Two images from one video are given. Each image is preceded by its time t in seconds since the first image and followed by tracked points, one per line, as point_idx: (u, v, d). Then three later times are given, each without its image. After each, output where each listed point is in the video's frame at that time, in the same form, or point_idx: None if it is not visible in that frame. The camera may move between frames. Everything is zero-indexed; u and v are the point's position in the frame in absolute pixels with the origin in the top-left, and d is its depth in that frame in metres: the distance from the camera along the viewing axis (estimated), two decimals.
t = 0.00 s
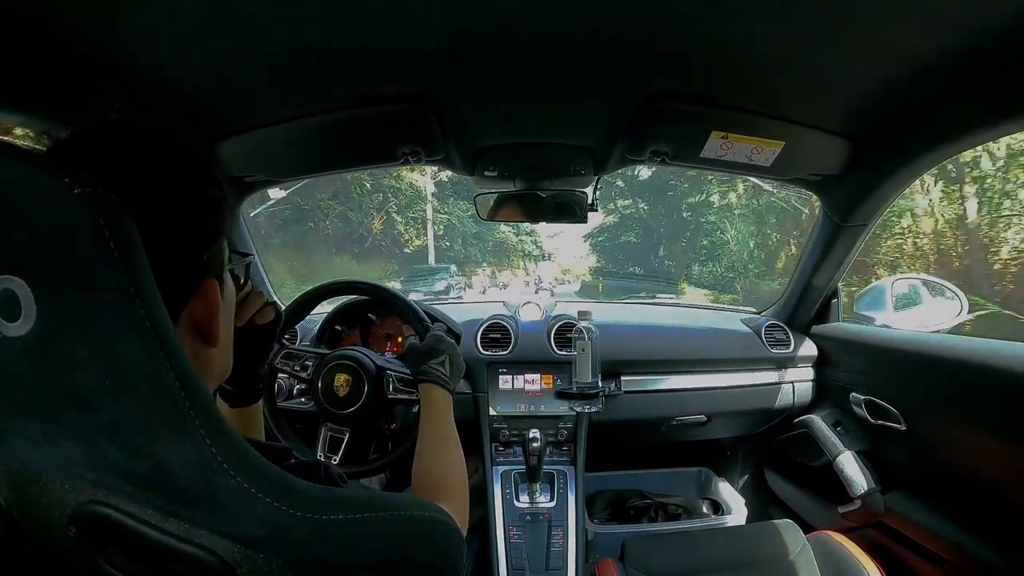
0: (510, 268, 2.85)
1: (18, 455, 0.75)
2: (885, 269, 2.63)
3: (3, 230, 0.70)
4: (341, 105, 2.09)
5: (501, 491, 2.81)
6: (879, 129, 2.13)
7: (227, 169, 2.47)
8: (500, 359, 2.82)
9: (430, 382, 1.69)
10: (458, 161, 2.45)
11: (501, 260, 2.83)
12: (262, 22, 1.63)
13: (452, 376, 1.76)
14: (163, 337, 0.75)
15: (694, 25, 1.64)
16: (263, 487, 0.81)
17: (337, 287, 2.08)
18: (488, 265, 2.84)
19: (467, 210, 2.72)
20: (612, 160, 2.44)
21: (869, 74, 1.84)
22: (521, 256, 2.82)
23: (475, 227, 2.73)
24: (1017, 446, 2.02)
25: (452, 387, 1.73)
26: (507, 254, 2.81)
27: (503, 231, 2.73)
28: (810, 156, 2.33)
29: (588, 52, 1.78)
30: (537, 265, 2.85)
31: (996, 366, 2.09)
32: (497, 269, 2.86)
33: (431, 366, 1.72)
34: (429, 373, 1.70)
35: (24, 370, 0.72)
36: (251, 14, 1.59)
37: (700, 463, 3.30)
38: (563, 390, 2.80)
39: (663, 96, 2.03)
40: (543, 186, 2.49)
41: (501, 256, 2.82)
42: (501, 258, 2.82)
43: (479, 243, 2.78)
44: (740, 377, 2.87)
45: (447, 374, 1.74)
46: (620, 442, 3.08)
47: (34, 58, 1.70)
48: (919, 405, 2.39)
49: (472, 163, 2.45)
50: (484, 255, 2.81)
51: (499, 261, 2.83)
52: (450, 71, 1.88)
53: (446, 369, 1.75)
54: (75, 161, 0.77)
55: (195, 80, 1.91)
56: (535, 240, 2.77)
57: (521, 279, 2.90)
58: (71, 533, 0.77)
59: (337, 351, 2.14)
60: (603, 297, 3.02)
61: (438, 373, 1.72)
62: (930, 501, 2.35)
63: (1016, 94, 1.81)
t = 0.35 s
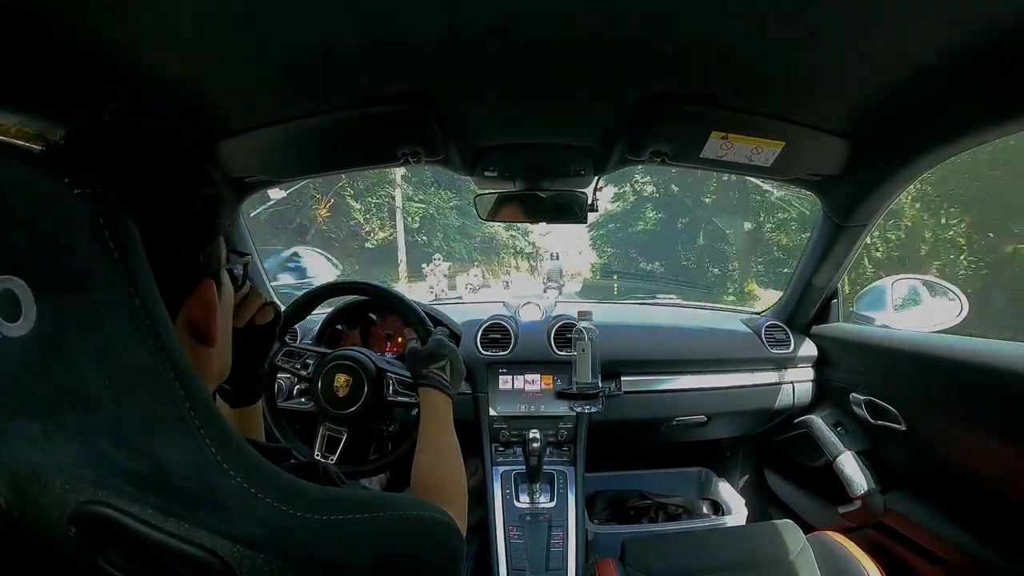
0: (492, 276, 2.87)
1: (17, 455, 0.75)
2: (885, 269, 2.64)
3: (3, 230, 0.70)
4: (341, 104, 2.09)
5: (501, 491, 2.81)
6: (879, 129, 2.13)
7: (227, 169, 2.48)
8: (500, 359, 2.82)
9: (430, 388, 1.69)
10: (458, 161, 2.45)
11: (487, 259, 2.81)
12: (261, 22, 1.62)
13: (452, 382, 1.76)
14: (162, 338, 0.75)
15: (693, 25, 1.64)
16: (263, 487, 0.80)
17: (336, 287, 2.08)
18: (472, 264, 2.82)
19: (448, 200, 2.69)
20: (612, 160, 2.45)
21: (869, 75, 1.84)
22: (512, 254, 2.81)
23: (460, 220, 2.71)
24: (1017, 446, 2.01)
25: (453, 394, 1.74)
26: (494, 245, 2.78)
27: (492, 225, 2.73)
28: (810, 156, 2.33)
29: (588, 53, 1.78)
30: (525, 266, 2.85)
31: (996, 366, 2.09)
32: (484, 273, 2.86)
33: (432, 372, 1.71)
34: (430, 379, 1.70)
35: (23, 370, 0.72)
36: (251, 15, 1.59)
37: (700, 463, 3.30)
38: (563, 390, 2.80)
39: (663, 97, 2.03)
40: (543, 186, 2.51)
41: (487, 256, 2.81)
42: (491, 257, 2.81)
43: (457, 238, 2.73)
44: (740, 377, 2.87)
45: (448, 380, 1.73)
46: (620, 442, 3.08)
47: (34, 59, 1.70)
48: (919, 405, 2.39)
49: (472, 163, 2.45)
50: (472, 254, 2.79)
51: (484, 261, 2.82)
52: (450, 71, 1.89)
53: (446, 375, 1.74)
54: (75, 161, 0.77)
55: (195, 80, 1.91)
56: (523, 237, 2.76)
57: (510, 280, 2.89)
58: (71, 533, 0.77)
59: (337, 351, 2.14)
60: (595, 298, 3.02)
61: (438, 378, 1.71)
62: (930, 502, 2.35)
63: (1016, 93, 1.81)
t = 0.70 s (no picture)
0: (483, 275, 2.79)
1: (18, 454, 0.75)
2: (884, 269, 2.64)
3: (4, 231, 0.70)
4: (341, 105, 2.09)
5: (501, 491, 2.81)
6: (879, 129, 2.13)
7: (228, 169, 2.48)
8: (500, 359, 2.82)
9: (431, 382, 1.69)
10: (458, 161, 2.45)
11: (473, 256, 2.74)
12: (261, 23, 1.63)
13: (453, 375, 1.78)
14: (162, 338, 0.75)
15: (693, 25, 1.64)
16: (263, 487, 0.80)
17: (335, 288, 2.08)
18: (455, 265, 2.73)
19: (425, 187, 2.68)
20: (612, 160, 2.45)
21: (869, 75, 1.84)
22: (500, 251, 2.78)
23: (437, 208, 2.66)
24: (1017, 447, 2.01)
25: (453, 387, 1.74)
26: (477, 237, 2.74)
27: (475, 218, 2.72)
28: (809, 156, 2.33)
29: (588, 53, 1.78)
30: (513, 263, 2.80)
31: (996, 366, 2.09)
32: (471, 270, 2.76)
33: (431, 367, 1.72)
34: (431, 373, 1.71)
35: (23, 371, 0.72)
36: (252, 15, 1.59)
37: (700, 463, 3.30)
38: (563, 390, 2.80)
39: (663, 97, 2.03)
40: (543, 186, 2.51)
41: (472, 253, 2.74)
42: (478, 254, 2.75)
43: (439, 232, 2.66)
44: (740, 377, 2.87)
45: (449, 374, 1.74)
46: (620, 442, 3.08)
47: (34, 59, 1.70)
48: (919, 406, 2.39)
49: (472, 163, 2.45)
50: (455, 253, 2.70)
51: (468, 258, 2.73)
52: (450, 72, 1.89)
53: (446, 368, 1.76)
54: (75, 162, 0.77)
55: (196, 80, 1.92)
56: (508, 230, 2.76)
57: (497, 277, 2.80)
58: (71, 532, 0.77)
59: (336, 351, 2.14)
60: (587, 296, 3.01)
61: (439, 372, 1.72)
62: (930, 502, 2.35)
63: (1016, 93, 1.81)
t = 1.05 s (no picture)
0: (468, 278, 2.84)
1: (18, 455, 0.75)
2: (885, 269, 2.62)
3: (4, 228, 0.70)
4: (341, 105, 2.09)
5: (501, 492, 2.81)
6: (879, 129, 2.13)
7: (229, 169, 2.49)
8: (500, 360, 2.82)
9: (432, 381, 1.68)
10: (459, 162, 2.46)
11: (456, 256, 2.76)
12: (261, 23, 1.63)
13: (453, 374, 1.77)
14: (162, 337, 0.75)
15: (693, 25, 1.64)
16: (262, 487, 0.80)
17: (335, 288, 2.08)
18: (437, 265, 2.77)
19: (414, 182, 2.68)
20: (612, 160, 2.45)
21: (869, 74, 1.84)
22: (489, 250, 2.80)
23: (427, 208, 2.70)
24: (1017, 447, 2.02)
25: (453, 387, 1.73)
26: (461, 233, 2.72)
27: (466, 216, 2.69)
28: (810, 156, 2.33)
29: (587, 53, 1.79)
30: (503, 263, 2.83)
31: (997, 367, 2.09)
32: (455, 270, 2.80)
33: (432, 366, 1.71)
34: (431, 372, 1.70)
35: (23, 371, 0.72)
36: (252, 15, 1.59)
37: (700, 463, 3.30)
38: (563, 390, 2.80)
39: (663, 97, 2.04)
40: (543, 186, 2.52)
41: (454, 254, 2.76)
42: (464, 254, 2.77)
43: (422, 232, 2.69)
44: (740, 377, 2.87)
45: (449, 374, 1.74)
46: (620, 442, 3.08)
47: (34, 59, 1.70)
48: (919, 405, 2.39)
49: (472, 163, 2.46)
50: (437, 252, 2.73)
51: (451, 258, 2.75)
52: (450, 71, 1.89)
53: (446, 368, 1.75)
54: (76, 162, 0.77)
55: (196, 80, 1.92)
56: (496, 229, 2.74)
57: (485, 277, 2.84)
58: (71, 532, 0.77)
59: (336, 352, 2.13)
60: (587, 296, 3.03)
61: (439, 371, 1.71)
62: (930, 502, 2.35)
63: (1017, 93, 1.81)
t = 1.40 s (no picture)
0: (450, 276, 2.83)
1: (19, 453, 0.75)
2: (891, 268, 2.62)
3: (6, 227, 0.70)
4: (341, 105, 2.10)
5: (501, 491, 2.82)
6: (879, 130, 2.13)
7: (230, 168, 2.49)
8: (500, 359, 2.83)
9: (430, 385, 1.70)
10: (459, 161, 2.46)
11: (438, 249, 2.72)
12: (262, 22, 1.63)
13: (453, 379, 1.78)
14: (162, 336, 0.75)
15: (693, 25, 1.65)
16: (262, 486, 0.81)
17: (335, 289, 2.08)
18: (413, 259, 2.72)
19: (411, 182, 2.67)
20: (612, 160, 2.45)
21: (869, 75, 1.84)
22: (476, 242, 2.76)
23: (417, 205, 2.66)
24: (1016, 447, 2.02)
25: (454, 390, 1.75)
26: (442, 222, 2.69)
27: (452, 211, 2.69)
28: (809, 156, 2.34)
29: (587, 54, 1.79)
30: (491, 257, 2.79)
31: (996, 367, 2.09)
32: (437, 268, 2.77)
33: (432, 370, 1.74)
34: (431, 375, 1.72)
35: (23, 370, 0.72)
36: (252, 15, 1.59)
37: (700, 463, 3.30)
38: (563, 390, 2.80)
39: (663, 97, 2.04)
40: (543, 187, 2.55)
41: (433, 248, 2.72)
42: (447, 248, 2.73)
43: (398, 227, 2.66)
44: (739, 377, 2.86)
45: (448, 377, 1.75)
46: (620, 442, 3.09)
47: (35, 59, 1.71)
48: (919, 405, 2.39)
49: (472, 163, 2.47)
50: (410, 245, 2.68)
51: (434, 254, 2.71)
52: (450, 71, 1.89)
53: (446, 372, 1.77)
54: (76, 162, 0.77)
55: (196, 80, 1.92)
56: (475, 225, 2.72)
57: (471, 274, 2.81)
58: (71, 531, 0.77)
59: (338, 351, 2.14)
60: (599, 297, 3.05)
61: (439, 375, 1.73)
62: (930, 502, 2.35)
63: (1017, 94, 1.81)
